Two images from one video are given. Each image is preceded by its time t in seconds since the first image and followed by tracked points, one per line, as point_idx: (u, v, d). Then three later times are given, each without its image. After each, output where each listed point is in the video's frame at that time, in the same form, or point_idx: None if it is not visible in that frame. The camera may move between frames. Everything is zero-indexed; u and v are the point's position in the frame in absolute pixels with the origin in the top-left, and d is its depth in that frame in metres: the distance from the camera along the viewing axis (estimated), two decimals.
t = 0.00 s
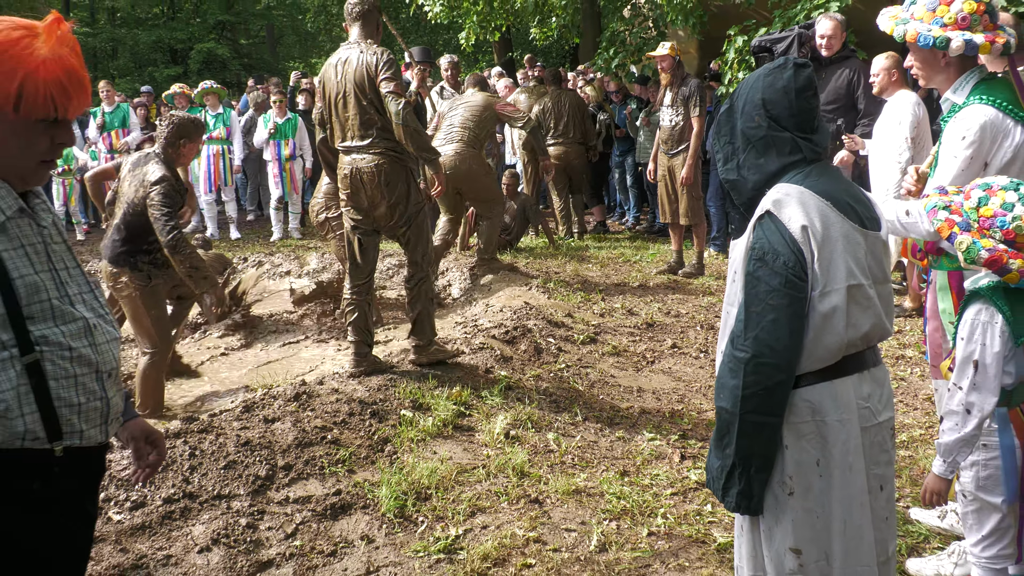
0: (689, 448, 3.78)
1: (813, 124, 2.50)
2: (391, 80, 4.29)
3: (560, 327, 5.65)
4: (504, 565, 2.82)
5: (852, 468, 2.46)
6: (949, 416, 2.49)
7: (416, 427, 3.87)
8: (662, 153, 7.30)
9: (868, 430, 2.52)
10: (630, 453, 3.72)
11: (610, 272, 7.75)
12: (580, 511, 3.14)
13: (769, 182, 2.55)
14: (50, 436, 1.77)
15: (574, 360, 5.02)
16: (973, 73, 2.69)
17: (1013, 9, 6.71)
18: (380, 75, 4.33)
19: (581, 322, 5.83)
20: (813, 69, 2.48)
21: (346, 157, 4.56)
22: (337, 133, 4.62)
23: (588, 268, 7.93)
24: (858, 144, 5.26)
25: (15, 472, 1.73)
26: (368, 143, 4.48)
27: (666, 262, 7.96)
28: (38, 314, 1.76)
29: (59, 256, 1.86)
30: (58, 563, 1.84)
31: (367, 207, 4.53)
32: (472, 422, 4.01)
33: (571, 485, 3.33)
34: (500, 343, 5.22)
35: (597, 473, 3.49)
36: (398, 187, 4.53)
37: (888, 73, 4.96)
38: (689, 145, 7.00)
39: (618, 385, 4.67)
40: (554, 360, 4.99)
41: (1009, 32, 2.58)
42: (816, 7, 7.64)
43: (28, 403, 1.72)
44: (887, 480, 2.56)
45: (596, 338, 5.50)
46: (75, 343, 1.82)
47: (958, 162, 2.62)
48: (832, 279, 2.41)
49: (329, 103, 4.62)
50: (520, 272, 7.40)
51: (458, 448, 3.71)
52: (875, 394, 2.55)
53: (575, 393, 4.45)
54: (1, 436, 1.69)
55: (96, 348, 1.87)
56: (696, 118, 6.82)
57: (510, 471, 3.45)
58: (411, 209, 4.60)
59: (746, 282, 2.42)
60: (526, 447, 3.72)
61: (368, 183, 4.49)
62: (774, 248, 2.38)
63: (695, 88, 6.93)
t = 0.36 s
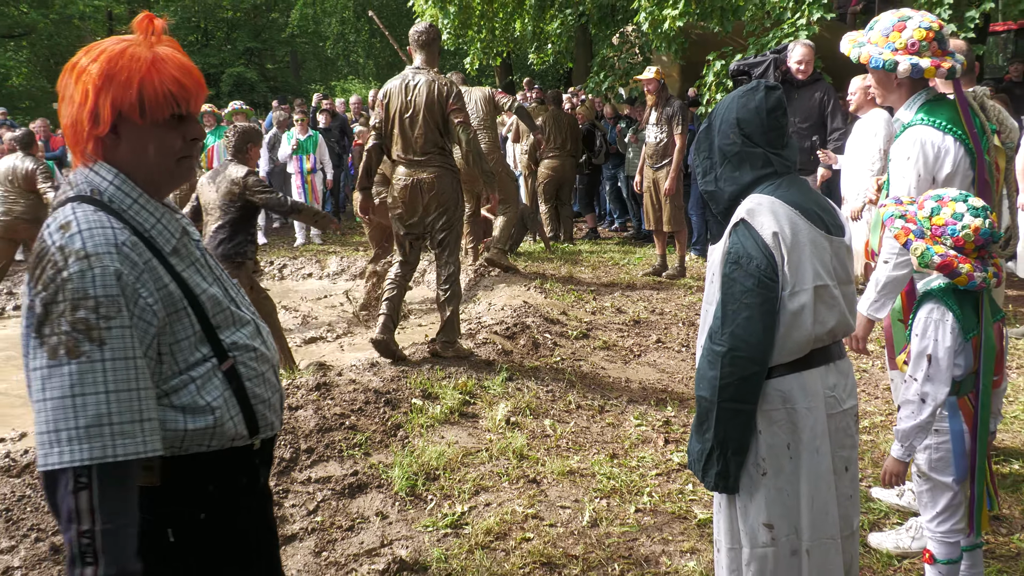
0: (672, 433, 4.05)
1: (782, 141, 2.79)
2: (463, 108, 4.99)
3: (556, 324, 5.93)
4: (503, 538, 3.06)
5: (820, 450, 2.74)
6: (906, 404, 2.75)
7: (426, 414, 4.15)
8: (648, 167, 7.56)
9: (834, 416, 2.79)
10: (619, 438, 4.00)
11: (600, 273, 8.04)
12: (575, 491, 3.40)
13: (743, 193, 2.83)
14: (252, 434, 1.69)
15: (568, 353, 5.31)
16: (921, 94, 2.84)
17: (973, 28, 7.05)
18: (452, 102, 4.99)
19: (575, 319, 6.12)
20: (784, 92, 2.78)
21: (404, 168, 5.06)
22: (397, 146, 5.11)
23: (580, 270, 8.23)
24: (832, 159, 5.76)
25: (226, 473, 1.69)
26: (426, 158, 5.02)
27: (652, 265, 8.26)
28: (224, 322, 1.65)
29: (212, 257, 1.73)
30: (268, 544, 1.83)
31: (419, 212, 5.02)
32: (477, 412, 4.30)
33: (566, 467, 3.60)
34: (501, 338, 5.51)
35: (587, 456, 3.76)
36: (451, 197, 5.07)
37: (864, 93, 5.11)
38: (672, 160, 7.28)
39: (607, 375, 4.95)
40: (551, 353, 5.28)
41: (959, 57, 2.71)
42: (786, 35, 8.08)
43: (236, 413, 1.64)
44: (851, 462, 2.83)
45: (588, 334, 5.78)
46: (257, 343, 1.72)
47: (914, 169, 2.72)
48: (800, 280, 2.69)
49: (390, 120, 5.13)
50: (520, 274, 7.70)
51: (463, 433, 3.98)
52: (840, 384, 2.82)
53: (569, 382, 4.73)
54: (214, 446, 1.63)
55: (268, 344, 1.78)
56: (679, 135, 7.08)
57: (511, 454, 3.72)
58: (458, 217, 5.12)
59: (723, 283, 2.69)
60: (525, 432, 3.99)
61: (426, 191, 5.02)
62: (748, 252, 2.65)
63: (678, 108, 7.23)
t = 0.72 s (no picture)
0: (657, 419, 4.32)
1: (759, 153, 3.06)
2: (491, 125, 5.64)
3: (552, 320, 6.23)
4: (504, 515, 3.32)
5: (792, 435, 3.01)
6: (871, 393, 3.00)
7: (434, 402, 4.44)
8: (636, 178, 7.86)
9: (806, 404, 3.06)
10: (609, 424, 4.28)
11: (592, 274, 8.35)
12: (569, 473, 3.66)
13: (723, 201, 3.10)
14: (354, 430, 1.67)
15: (563, 347, 5.59)
16: (878, 114, 3.00)
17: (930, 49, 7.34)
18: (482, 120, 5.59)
19: (569, 316, 6.41)
20: (761, 108, 3.05)
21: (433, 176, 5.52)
22: (428, 156, 5.55)
23: (573, 271, 8.54)
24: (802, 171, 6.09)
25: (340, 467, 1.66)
26: (452, 168, 5.52)
27: (639, 266, 8.56)
28: (331, 321, 1.63)
29: (317, 261, 1.74)
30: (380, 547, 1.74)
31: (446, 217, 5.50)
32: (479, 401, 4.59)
33: (562, 451, 3.88)
34: (503, 334, 5.81)
35: (580, 441, 4.03)
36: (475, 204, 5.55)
37: (830, 111, 5.55)
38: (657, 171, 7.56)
39: (598, 367, 5.24)
40: (547, 347, 5.57)
41: (908, 81, 2.84)
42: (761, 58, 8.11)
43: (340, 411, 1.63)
44: (821, 446, 3.10)
45: (581, 329, 6.07)
46: (360, 342, 1.69)
47: (874, 179, 2.89)
48: (774, 281, 2.96)
49: (424, 131, 5.57)
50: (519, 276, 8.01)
51: (468, 420, 4.26)
52: (811, 375, 3.09)
53: (564, 373, 5.01)
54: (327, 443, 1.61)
55: (369, 342, 1.75)
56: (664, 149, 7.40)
57: (510, 439, 3.99)
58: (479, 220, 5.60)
59: (705, 283, 2.95)
60: (524, 419, 4.27)
61: (452, 197, 5.50)
62: (727, 254, 2.92)
63: (664, 125, 7.54)
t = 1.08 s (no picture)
0: (646, 407, 4.62)
1: (737, 165, 3.33)
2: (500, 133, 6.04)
3: (548, 317, 6.53)
4: (504, 496, 3.62)
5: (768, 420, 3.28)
6: (844, 384, 3.18)
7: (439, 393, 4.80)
8: (626, 186, 8.15)
9: (781, 394, 3.30)
10: (602, 411, 4.57)
11: (585, 275, 8.67)
12: (563, 456, 3.95)
13: (704, 208, 3.36)
14: (461, 428, 1.77)
15: (558, 342, 5.88)
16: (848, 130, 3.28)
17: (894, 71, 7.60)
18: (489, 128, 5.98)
19: (564, 313, 6.72)
20: (739, 125, 3.33)
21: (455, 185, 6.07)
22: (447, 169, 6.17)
23: (567, 272, 8.87)
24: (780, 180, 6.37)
25: (442, 459, 1.78)
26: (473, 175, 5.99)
27: (629, 267, 8.86)
28: (441, 327, 1.75)
29: (436, 271, 1.87)
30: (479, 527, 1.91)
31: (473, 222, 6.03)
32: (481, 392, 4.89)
33: (557, 436, 4.20)
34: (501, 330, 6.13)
35: (574, 427, 4.31)
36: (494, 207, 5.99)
37: (808, 126, 5.81)
38: (646, 180, 7.86)
39: (592, 359, 5.53)
40: (543, 341, 5.85)
41: (869, 102, 3.11)
42: (739, 78, 8.20)
43: (448, 408, 1.73)
44: (794, 433, 3.35)
45: (575, 325, 6.37)
46: (470, 347, 1.80)
47: (836, 192, 3.17)
48: (752, 281, 3.21)
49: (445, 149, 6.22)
50: (517, 276, 8.32)
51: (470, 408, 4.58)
52: (785, 367, 3.34)
53: (559, 366, 5.30)
54: (430, 436, 1.73)
55: (482, 347, 1.85)
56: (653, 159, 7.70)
57: (510, 426, 4.31)
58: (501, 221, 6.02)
59: (689, 283, 3.19)
60: (522, 407, 4.59)
61: (474, 203, 6.00)
62: (709, 257, 3.16)
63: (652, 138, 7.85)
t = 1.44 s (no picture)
0: (633, 396, 5.03)
1: (715, 177, 3.64)
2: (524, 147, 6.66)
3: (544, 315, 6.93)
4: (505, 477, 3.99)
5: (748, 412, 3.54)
6: (815, 375, 3.34)
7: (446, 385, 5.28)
8: (616, 196, 8.51)
9: (755, 384, 3.60)
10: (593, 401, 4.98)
11: (577, 275, 9.08)
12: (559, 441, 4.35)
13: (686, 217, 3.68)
14: (544, 405, 2.00)
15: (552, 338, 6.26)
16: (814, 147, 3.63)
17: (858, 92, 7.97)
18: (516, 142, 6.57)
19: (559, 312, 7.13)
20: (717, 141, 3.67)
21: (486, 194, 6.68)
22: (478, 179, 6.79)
23: (561, 274, 9.29)
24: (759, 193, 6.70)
25: (523, 428, 2.01)
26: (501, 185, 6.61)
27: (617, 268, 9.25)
28: (527, 316, 2.00)
29: (527, 268, 2.12)
30: (554, 494, 2.12)
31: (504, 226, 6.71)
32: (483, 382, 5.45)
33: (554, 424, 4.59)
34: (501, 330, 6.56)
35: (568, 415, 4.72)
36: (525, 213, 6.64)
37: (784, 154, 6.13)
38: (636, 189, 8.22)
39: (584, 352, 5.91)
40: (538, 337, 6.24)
41: (829, 122, 3.43)
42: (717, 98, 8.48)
43: (528, 386, 1.96)
44: (767, 419, 3.65)
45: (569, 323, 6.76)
46: (551, 335, 2.05)
47: (803, 203, 3.52)
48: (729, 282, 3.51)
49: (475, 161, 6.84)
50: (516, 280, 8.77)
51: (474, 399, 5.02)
52: (759, 360, 3.65)
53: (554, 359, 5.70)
54: (512, 410, 1.97)
55: (564, 336, 2.10)
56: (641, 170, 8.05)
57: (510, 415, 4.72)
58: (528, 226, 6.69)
59: (671, 283, 3.49)
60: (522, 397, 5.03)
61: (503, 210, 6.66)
62: (690, 260, 3.46)
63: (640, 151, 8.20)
